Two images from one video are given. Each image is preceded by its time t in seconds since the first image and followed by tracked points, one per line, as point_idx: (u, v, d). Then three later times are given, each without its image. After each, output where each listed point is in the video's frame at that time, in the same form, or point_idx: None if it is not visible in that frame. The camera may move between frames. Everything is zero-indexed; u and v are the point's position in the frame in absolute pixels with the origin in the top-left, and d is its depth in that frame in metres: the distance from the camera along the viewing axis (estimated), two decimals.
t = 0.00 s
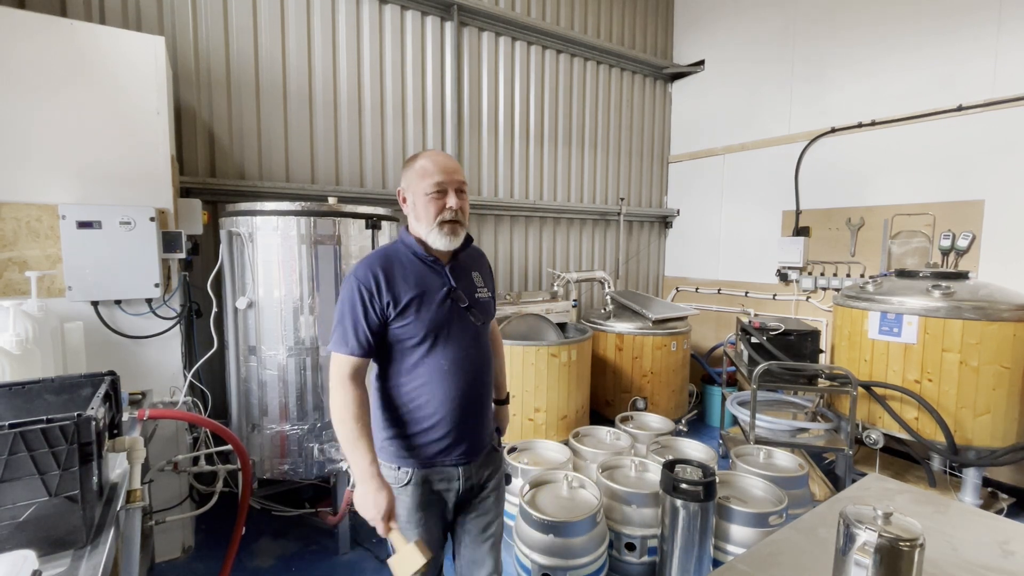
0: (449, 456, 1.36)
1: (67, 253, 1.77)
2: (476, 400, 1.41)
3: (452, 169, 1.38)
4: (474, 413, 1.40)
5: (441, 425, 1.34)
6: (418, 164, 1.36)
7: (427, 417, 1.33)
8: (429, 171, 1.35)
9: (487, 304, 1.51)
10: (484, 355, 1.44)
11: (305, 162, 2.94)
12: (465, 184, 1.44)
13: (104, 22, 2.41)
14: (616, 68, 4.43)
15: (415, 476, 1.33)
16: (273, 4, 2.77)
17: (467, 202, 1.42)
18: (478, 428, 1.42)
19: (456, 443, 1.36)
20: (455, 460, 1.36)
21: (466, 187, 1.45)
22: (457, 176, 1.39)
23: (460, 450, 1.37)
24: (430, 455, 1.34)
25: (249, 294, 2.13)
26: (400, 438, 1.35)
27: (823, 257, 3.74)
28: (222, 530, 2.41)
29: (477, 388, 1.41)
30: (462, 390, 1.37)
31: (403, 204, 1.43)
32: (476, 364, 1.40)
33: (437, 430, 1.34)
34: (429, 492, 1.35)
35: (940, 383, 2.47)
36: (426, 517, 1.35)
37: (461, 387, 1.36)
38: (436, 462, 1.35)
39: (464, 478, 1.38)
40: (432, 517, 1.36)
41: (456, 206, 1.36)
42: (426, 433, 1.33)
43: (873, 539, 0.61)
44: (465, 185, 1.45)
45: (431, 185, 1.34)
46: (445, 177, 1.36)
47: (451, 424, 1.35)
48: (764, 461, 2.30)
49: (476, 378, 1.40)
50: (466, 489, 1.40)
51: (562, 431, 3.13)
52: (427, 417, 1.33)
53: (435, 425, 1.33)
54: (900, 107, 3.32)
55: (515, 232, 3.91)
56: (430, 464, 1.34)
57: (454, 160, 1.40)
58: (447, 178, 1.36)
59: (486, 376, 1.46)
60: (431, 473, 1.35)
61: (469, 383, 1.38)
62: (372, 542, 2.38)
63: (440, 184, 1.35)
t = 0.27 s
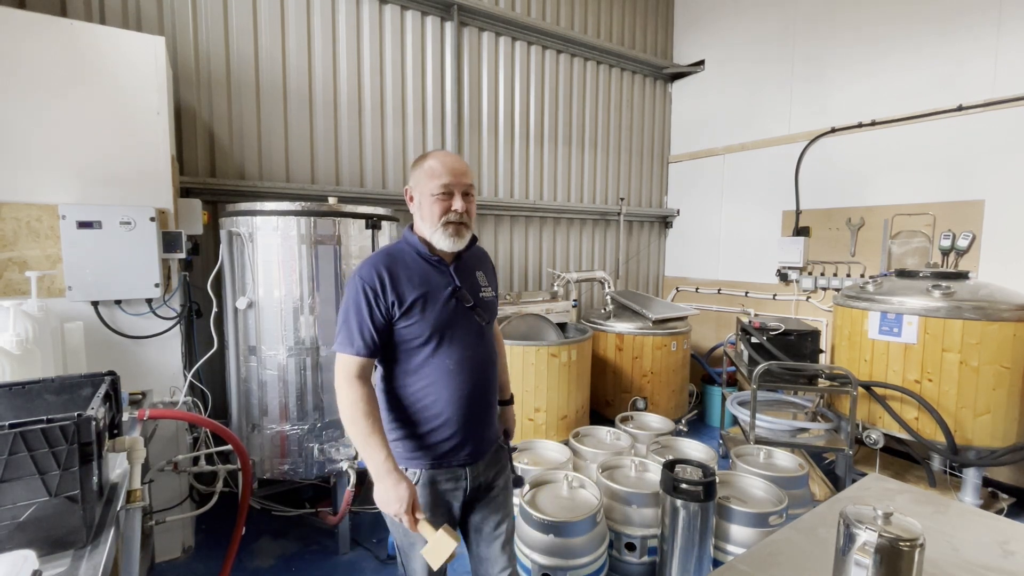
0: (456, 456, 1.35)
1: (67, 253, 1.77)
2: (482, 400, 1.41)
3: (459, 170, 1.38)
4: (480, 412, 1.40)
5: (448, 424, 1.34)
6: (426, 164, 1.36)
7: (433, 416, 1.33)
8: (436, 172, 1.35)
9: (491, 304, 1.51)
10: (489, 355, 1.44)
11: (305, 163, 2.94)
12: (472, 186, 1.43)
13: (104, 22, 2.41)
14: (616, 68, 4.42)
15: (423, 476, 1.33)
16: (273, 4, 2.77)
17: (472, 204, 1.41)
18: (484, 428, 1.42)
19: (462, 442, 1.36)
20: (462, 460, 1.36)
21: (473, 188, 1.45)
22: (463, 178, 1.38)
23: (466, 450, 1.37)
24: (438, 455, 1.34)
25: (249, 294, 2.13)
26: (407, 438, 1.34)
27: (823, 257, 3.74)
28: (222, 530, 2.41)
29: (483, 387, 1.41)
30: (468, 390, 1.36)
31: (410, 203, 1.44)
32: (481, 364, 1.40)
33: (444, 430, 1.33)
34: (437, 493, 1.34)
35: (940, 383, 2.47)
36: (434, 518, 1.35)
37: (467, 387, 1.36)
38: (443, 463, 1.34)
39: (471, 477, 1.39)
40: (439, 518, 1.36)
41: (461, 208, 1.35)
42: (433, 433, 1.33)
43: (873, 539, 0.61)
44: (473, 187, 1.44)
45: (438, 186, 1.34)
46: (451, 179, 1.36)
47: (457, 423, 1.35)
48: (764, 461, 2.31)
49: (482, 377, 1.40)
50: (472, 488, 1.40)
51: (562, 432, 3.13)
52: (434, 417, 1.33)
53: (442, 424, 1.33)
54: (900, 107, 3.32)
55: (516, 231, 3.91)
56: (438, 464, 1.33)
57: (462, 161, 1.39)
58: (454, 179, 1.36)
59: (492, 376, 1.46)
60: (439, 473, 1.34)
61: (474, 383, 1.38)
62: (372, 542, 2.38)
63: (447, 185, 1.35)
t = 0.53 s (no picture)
0: (460, 458, 1.34)
1: (67, 253, 1.77)
2: (489, 403, 1.39)
3: (464, 170, 1.37)
4: (486, 415, 1.38)
5: (452, 426, 1.33)
6: (432, 164, 1.38)
7: (438, 416, 1.32)
8: (439, 172, 1.36)
9: (505, 307, 1.49)
10: (498, 358, 1.42)
11: (305, 163, 2.94)
12: (480, 186, 1.41)
13: (104, 21, 2.41)
14: (616, 68, 4.43)
15: (427, 475, 1.33)
16: (273, 4, 2.77)
17: (477, 204, 1.39)
18: (491, 432, 1.40)
19: (467, 445, 1.34)
20: (467, 463, 1.35)
21: (482, 189, 1.42)
22: (468, 178, 1.37)
23: (471, 453, 1.35)
24: (442, 456, 1.33)
25: (250, 294, 2.13)
26: (412, 437, 1.35)
27: (823, 256, 3.74)
28: (222, 530, 2.41)
29: (490, 390, 1.39)
30: (474, 392, 1.35)
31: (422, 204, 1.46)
32: (489, 367, 1.38)
33: (448, 430, 1.33)
34: (442, 493, 1.35)
35: (940, 383, 2.47)
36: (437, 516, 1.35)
37: (473, 389, 1.35)
38: (448, 464, 1.34)
39: (477, 481, 1.37)
40: (443, 517, 1.36)
41: (460, 208, 1.34)
42: (437, 433, 1.33)
43: (873, 539, 0.61)
44: (482, 188, 1.42)
45: (438, 185, 1.34)
46: (453, 178, 1.36)
47: (461, 425, 1.33)
48: (764, 461, 2.31)
49: (489, 380, 1.39)
50: (478, 492, 1.39)
51: (562, 432, 3.13)
52: (438, 417, 1.32)
53: (446, 425, 1.32)
54: (900, 107, 3.32)
55: (515, 231, 3.91)
56: (442, 465, 1.33)
57: (469, 161, 1.38)
58: (456, 179, 1.36)
59: (501, 380, 1.43)
60: (444, 473, 1.34)
61: (481, 385, 1.36)
62: (372, 542, 2.38)
63: (448, 184, 1.35)
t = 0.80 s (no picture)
0: (474, 453, 1.34)
1: (66, 253, 1.77)
2: (504, 400, 1.38)
3: (482, 174, 1.37)
4: (501, 412, 1.37)
5: (464, 420, 1.33)
6: (452, 168, 1.39)
7: (452, 409, 1.34)
8: (458, 177, 1.37)
9: (527, 306, 1.46)
10: (516, 356, 1.41)
11: (305, 163, 2.94)
12: (500, 188, 1.41)
13: (105, 21, 2.41)
14: (616, 68, 4.43)
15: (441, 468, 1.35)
16: (273, 4, 2.77)
17: (497, 208, 1.39)
18: (507, 429, 1.39)
19: (479, 440, 1.34)
20: (480, 459, 1.34)
21: (502, 191, 1.42)
22: (486, 182, 1.37)
23: (484, 449, 1.35)
24: (456, 450, 1.34)
25: (250, 294, 2.13)
26: (428, 428, 1.37)
27: (823, 257, 3.74)
28: (222, 530, 2.41)
29: (506, 388, 1.38)
30: (488, 387, 1.35)
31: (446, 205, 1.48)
32: (505, 364, 1.37)
33: (461, 423, 1.33)
34: (454, 488, 1.35)
35: (940, 383, 2.47)
36: (449, 511, 1.36)
37: (488, 384, 1.35)
38: (461, 458, 1.34)
39: (489, 479, 1.36)
40: (455, 512, 1.37)
41: (478, 213, 1.35)
42: (451, 425, 1.34)
43: (873, 539, 0.61)
44: (501, 189, 1.42)
45: (458, 191, 1.36)
46: (472, 183, 1.36)
47: (473, 420, 1.34)
48: (764, 461, 2.31)
49: (505, 377, 1.37)
50: (491, 490, 1.38)
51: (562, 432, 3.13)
52: (451, 410, 1.34)
53: (459, 418, 1.33)
54: (900, 107, 3.32)
55: (515, 231, 3.90)
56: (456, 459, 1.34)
57: (487, 164, 1.38)
58: (474, 183, 1.36)
59: (519, 378, 1.42)
60: (457, 469, 1.34)
61: (496, 381, 1.36)
62: (373, 542, 2.38)
63: (466, 190, 1.36)
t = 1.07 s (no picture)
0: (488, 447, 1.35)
1: (66, 253, 1.77)
2: (520, 397, 1.38)
3: (493, 187, 1.32)
4: (517, 409, 1.37)
5: (480, 414, 1.35)
6: (466, 180, 1.36)
7: (469, 402, 1.36)
8: (470, 190, 1.34)
9: (546, 306, 1.46)
10: (534, 354, 1.41)
11: (306, 163, 2.94)
12: (514, 198, 1.36)
13: (105, 21, 2.41)
14: (616, 68, 4.42)
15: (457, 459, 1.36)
16: (273, 4, 2.77)
17: (508, 219, 1.35)
18: (523, 426, 1.39)
19: (493, 435, 1.36)
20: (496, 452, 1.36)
21: (516, 200, 1.37)
22: (496, 194, 1.32)
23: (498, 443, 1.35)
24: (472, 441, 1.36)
25: (250, 294, 2.13)
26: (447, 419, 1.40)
27: (823, 257, 3.74)
28: (222, 530, 2.41)
29: (523, 385, 1.38)
30: (504, 383, 1.36)
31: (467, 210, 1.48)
32: (522, 362, 1.38)
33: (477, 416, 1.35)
34: (468, 481, 1.37)
35: (940, 383, 2.47)
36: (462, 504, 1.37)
37: (504, 380, 1.36)
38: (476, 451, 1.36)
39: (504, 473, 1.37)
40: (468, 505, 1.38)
41: (486, 227, 1.33)
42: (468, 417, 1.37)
43: (874, 540, 0.61)
44: (515, 198, 1.36)
45: (469, 205, 1.34)
46: (481, 197, 1.32)
47: (489, 416, 1.35)
48: (764, 461, 2.31)
49: (521, 375, 1.38)
50: (505, 486, 1.39)
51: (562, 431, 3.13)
52: (467, 403, 1.36)
53: (475, 412, 1.35)
54: (900, 107, 3.32)
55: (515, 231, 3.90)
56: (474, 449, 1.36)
57: (496, 175, 1.32)
58: (484, 198, 1.32)
59: (536, 376, 1.42)
60: (472, 462, 1.36)
61: (512, 378, 1.37)
62: (373, 542, 2.38)
63: (475, 204, 1.33)
